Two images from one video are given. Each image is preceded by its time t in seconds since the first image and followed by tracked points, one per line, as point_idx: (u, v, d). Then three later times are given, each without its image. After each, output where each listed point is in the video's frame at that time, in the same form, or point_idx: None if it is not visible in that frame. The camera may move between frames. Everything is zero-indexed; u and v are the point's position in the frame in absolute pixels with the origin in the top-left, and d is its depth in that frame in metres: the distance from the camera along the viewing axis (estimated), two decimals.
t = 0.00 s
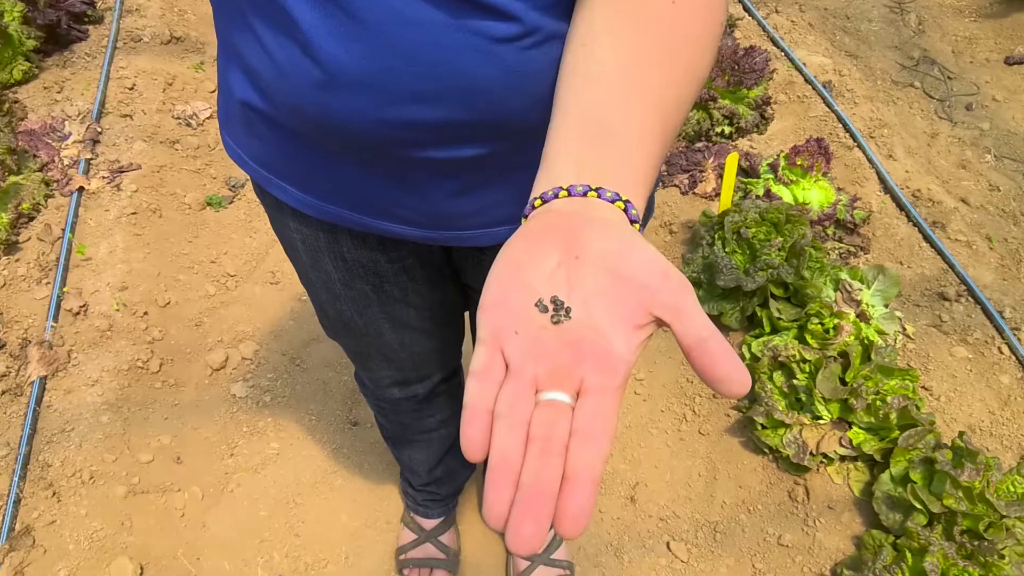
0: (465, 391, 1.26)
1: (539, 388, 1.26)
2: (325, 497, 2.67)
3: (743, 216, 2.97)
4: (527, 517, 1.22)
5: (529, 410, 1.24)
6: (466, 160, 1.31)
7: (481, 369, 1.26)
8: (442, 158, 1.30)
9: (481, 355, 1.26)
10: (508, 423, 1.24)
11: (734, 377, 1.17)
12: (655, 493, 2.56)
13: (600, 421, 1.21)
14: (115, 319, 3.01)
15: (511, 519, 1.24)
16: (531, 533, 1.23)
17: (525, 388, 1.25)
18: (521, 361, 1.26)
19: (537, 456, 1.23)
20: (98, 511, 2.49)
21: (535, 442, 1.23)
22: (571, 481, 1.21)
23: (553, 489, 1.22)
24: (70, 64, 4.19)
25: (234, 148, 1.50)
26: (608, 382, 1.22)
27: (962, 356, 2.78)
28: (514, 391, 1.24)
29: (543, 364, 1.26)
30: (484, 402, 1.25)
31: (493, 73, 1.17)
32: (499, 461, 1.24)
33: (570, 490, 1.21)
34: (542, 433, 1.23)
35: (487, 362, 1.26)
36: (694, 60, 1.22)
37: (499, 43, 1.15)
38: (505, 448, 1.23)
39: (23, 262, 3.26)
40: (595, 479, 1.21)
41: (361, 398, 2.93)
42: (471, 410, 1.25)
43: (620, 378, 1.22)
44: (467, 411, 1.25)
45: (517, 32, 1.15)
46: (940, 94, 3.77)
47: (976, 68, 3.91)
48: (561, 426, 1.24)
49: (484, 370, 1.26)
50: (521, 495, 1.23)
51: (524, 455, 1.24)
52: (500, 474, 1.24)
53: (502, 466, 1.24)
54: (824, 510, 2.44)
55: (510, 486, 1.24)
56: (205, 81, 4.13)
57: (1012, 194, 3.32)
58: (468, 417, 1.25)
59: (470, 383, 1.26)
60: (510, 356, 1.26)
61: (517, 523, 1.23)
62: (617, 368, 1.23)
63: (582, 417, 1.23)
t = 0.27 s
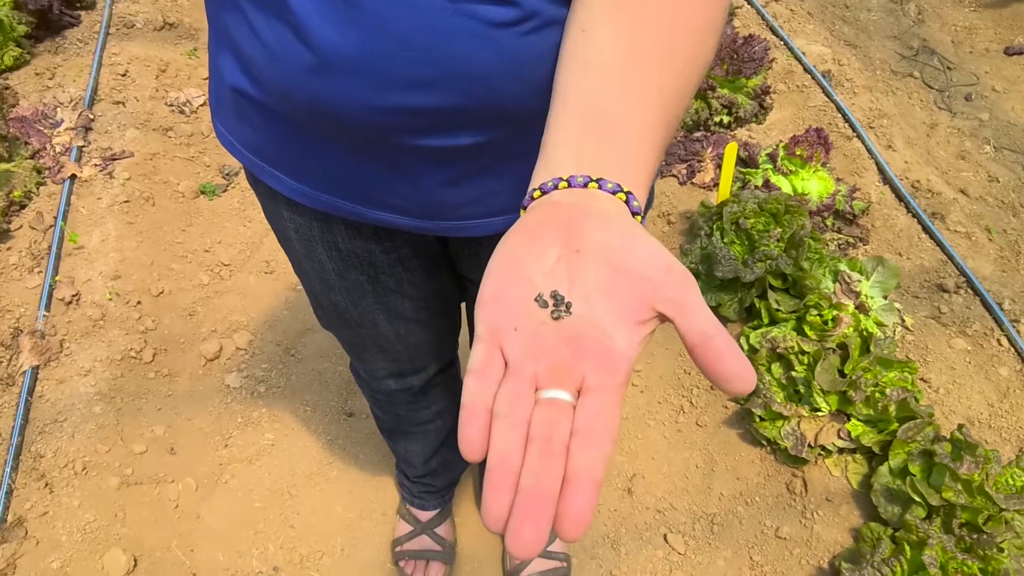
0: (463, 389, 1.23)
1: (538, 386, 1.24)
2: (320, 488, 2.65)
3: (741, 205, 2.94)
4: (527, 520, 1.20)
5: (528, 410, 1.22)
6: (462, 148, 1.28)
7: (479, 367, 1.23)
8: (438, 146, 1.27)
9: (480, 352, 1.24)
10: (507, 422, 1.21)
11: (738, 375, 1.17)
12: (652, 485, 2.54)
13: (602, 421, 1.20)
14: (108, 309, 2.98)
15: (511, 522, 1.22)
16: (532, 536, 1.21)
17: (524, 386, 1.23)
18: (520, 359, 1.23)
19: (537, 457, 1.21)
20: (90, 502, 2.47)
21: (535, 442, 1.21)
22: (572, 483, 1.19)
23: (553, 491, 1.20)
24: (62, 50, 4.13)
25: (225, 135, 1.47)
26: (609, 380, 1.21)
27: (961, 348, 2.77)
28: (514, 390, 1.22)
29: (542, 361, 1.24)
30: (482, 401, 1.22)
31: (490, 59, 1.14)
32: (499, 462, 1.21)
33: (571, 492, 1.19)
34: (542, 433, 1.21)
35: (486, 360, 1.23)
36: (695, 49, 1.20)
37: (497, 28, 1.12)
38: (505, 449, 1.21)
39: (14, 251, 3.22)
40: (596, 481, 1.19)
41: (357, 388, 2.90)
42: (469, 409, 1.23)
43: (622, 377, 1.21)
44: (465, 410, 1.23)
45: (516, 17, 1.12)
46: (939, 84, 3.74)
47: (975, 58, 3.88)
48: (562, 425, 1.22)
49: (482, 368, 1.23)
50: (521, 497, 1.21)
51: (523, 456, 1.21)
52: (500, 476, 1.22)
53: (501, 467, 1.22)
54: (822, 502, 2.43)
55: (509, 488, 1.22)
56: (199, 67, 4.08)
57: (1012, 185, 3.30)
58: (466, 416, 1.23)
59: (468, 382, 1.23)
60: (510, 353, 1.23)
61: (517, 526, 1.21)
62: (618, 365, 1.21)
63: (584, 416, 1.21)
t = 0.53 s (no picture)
0: (467, 392, 1.22)
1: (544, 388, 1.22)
2: (317, 483, 2.63)
3: (742, 199, 2.91)
4: (533, 529, 1.17)
5: (534, 412, 1.20)
6: (463, 140, 1.26)
7: (483, 368, 1.22)
8: (438, 138, 1.25)
9: (484, 353, 1.22)
10: (513, 425, 1.19)
11: (750, 377, 1.14)
12: (652, 480, 2.53)
13: (611, 423, 1.17)
14: (103, 302, 2.95)
15: (516, 531, 1.19)
16: (539, 546, 1.17)
17: (530, 389, 1.21)
18: (525, 361, 1.21)
19: (544, 461, 1.18)
20: (86, 498, 2.46)
21: (541, 445, 1.19)
22: (580, 488, 1.17)
23: (561, 496, 1.17)
24: (56, 40, 4.09)
25: (220, 127, 1.44)
26: (617, 381, 1.19)
27: (962, 343, 2.76)
28: (519, 392, 1.20)
29: (548, 362, 1.22)
30: (486, 404, 1.21)
31: (491, 49, 1.11)
32: (505, 467, 1.19)
33: (578, 498, 1.16)
34: (548, 435, 1.19)
35: (490, 361, 1.22)
36: (702, 39, 1.17)
37: (498, 17, 1.09)
38: (510, 453, 1.19)
39: (8, 243, 3.18)
40: (605, 486, 1.16)
41: (354, 382, 2.88)
42: (473, 412, 1.21)
43: (630, 378, 1.18)
44: (469, 413, 1.21)
45: (518, 5, 1.09)
46: (940, 77, 3.71)
47: (977, 51, 3.85)
48: (569, 428, 1.19)
49: (487, 369, 1.22)
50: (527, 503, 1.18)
51: (529, 460, 1.19)
52: (505, 482, 1.19)
53: (506, 472, 1.19)
54: (822, 498, 2.42)
55: (515, 494, 1.19)
56: (195, 58, 4.04)
57: (1013, 178, 3.27)
58: (470, 419, 1.21)
59: (472, 384, 1.22)
60: (515, 354, 1.22)
61: (522, 534, 1.17)
62: (626, 366, 1.19)
63: (591, 418, 1.18)
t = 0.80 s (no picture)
0: (466, 400, 1.20)
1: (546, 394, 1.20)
2: (314, 483, 2.61)
3: (742, 197, 2.89)
4: (535, 540, 1.15)
5: (535, 420, 1.19)
6: (460, 138, 1.24)
7: (483, 375, 1.20)
8: (437, 136, 1.23)
9: (484, 359, 1.21)
10: (513, 433, 1.17)
11: (756, 382, 1.13)
12: (651, 480, 2.52)
13: (614, 430, 1.15)
14: (99, 301, 2.93)
15: (518, 542, 1.17)
16: (541, 558, 1.14)
17: (531, 396, 1.20)
18: (526, 367, 1.20)
19: (545, 470, 1.17)
20: (81, 498, 2.44)
21: (543, 454, 1.18)
22: (583, 498, 1.15)
23: (564, 507, 1.16)
24: (51, 37, 4.06)
25: (215, 124, 1.42)
26: (621, 387, 1.17)
27: (963, 343, 2.75)
28: (520, 399, 1.19)
29: (550, 368, 1.21)
30: (486, 411, 1.19)
31: (490, 45, 1.09)
32: (505, 478, 1.17)
33: (582, 508, 1.14)
34: (550, 444, 1.18)
35: (490, 367, 1.20)
36: (705, 37, 1.15)
37: (497, 12, 1.07)
38: (511, 463, 1.17)
39: (3, 241, 3.16)
40: (609, 496, 1.14)
41: (352, 382, 2.86)
42: (473, 420, 1.19)
43: (634, 384, 1.16)
44: (469, 421, 1.20)
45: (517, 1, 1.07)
46: (940, 75, 3.70)
47: (976, 49, 3.84)
48: (571, 436, 1.18)
49: (486, 376, 1.20)
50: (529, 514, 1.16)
51: (531, 470, 1.17)
52: (506, 492, 1.17)
53: (507, 482, 1.17)
54: (822, 499, 2.41)
55: (517, 504, 1.17)
56: (191, 55, 4.01)
57: (1013, 177, 3.26)
58: (470, 428, 1.19)
59: (472, 392, 1.20)
60: (516, 360, 1.21)
61: (524, 546, 1.15)
62: (629, 371, 1.17)
63: (594, 425, 1.17)
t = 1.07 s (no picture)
0: (461, 397, 1.18)
1: (544, 392, 1.18)
2: (313, 477, 2.59)
3: (744, 187, 2.88)
4: (533, 543, 1.12)
5: (533, 420, 1.17)
6: (456, 127, 1.21)
7: (478, 372, 1.17)
8: (432, 125, 1.21)
9: (479, 355, 1.18)
10: (510, 431, 1.15)
11: (762, 377, 1.11)
12: (652, 472, 2.50)
13: (615, 428, 1.13)
14: (95, 294, 2.90)
15: (514, 546, 1.13)
16: (538, 563, 1.11)
17: (529, 393, 1.17)
18: (523, 364, 1.18)
19: (543, 470, 1.14)
20: (78, 492, 2.42)
21: (540, 453, 1.15)
22: (582, 499, 1.12)
23: (562, 508, 1.13)
24: (46, 28, 4.02)
25: (206, 114, 1.39)
26: (621, 384, 1.15)
27: (967, 333, 2.72)
28: (517, 396, 1.16)
29: (548, 365, 1.18)
30: (483, 410, 1.17)
31: (486, 31, 1.07)
32: (501, 479, 1.15)
33: (581, 510, 1.12)
34: (548, 443, 1.15)
35: (486, 364, 1.17)
36: (704, 24, 1.14)
37: None
38: (508, 464, 1.15)
39: None
40: (609, 497, 1.12)
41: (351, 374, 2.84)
42: (468, 418, 1.17)
43: (635, 382, 1.15)
44: (465, 419, 1.17)
45: None
46: (943, 63, 3.66)
47: (979, 37, 3.80)
48: (569, 435, 1.16)
49: (482, 372, 1.17)
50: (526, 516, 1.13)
51: (528, 470, 1.15)
52: (501, 493, 1.14)
53: (504, 483, 1.15)
54: (825, 490, 2.39)
55: (514, 507, 1.14)
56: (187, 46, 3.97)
57: (1017, 166, 3.22)
58: (465, 426, 1.17)
59: (467, 389, 1.17)
60: (512, 356, 1.18)
61: (521, 550, 1.12)
62: (631, 368, 1.15)
63: (594, 423, 1.15)
